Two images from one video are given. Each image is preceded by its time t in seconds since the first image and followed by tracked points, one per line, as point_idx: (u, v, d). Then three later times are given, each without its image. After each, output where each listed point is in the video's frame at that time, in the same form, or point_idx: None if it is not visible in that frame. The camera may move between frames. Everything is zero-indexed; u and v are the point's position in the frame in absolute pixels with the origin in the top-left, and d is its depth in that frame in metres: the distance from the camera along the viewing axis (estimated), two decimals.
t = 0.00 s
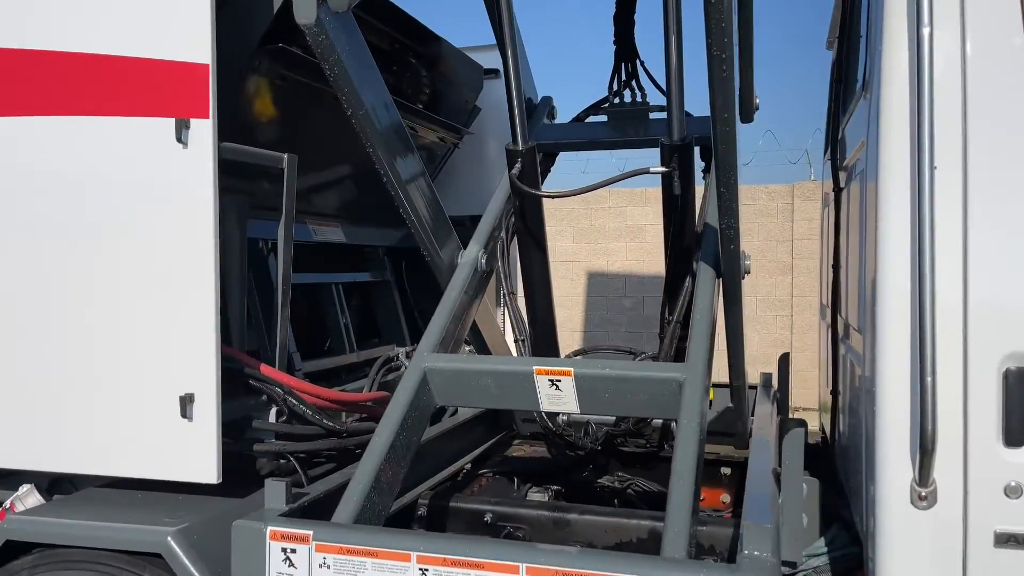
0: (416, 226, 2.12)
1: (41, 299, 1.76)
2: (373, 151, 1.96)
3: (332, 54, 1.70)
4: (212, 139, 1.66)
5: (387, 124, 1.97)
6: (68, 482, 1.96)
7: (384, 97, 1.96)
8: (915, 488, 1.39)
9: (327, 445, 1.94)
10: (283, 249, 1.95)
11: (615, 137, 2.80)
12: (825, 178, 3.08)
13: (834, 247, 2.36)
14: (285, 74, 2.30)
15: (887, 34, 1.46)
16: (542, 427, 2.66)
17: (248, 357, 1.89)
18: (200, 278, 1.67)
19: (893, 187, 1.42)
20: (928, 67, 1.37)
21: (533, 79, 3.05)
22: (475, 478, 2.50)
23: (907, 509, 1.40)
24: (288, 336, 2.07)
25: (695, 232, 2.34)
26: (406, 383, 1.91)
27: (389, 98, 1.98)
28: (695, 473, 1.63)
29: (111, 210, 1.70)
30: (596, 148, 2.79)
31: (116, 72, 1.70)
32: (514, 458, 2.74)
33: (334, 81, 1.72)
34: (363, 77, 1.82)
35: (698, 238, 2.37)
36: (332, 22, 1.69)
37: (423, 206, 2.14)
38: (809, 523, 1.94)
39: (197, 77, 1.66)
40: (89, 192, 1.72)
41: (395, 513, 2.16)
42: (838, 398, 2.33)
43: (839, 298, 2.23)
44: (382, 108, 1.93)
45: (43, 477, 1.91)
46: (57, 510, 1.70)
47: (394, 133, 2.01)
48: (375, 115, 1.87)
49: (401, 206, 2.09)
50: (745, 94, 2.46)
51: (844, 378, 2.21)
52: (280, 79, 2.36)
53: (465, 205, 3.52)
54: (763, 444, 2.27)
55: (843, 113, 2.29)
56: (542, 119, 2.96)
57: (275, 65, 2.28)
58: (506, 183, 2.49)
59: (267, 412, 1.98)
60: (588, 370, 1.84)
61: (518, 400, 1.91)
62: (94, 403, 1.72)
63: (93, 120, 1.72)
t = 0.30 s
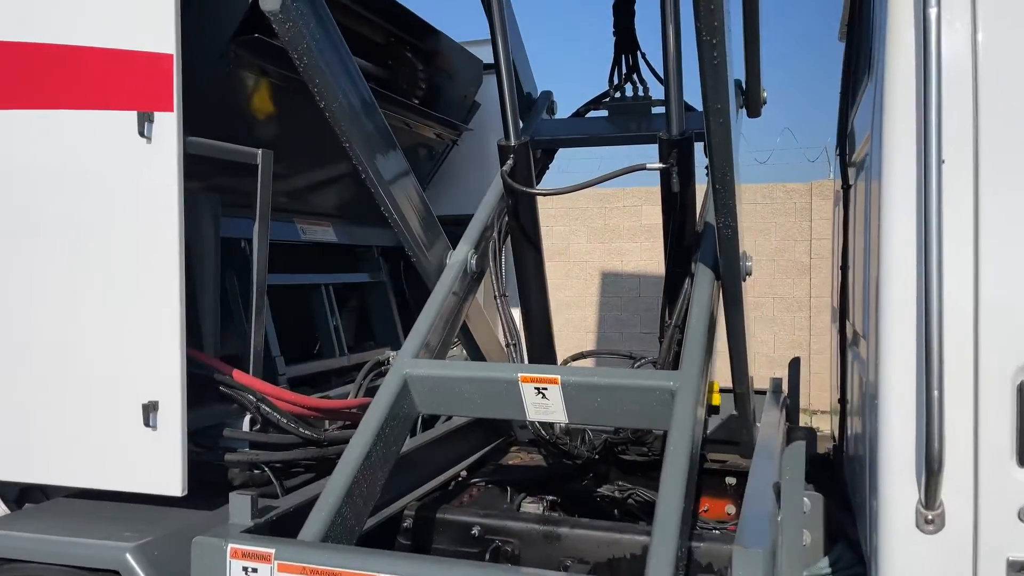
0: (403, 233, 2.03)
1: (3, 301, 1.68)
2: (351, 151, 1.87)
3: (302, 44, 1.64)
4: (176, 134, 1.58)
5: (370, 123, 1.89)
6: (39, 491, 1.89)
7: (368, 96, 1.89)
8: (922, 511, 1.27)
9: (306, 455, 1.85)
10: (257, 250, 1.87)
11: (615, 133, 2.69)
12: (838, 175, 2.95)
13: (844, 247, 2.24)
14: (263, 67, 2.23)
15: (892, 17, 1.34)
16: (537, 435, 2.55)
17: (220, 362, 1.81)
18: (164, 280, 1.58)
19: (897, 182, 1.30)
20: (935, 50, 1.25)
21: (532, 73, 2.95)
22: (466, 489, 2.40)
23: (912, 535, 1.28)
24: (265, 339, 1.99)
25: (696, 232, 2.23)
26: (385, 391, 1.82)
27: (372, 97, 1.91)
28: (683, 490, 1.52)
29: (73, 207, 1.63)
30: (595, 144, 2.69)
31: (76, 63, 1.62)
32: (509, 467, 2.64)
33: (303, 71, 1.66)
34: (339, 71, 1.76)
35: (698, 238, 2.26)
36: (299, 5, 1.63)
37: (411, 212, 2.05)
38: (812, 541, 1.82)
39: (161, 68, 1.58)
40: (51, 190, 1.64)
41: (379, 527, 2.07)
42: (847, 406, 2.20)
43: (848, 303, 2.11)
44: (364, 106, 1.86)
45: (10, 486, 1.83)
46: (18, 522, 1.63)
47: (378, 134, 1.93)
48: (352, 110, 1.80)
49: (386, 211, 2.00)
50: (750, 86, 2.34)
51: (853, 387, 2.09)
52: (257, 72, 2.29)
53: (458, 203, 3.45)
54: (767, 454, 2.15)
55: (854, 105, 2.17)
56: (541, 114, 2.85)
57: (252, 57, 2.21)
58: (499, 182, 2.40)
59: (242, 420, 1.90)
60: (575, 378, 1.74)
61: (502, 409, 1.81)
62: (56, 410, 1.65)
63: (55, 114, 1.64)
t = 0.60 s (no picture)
0: (396, 235, 1.94)
1: None
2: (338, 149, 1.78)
3: (283, 35, 1.56)
4: (152, 130, 1.50)
5: (360, 121, 1.81)
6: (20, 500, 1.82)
7: (358, 92, 1.80)
8: (940, 535, 1.17)
9: (293, 465, 1.77)
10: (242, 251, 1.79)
11: (624, 129, 2.58)
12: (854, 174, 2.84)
13: (861, 249, 2.13)
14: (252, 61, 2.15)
15: None
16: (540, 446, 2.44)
17: (203, 369, 1.74)
18: (142, 283, 1.52)
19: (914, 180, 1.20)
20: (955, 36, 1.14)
21: (537, 68, 2.87)
22: (464, 502, 2.30)
23: (930, 562, 1.18)
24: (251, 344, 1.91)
25: (703, 232, 2.13)
26: (374, 400, 1.73)
27: (363, 95, 1.83)
28: (686, 506, 1.43)
29: (48, 207, 1.56)
30: (603, 141, 2.58)
31: (50, 57, 1.55)
32: (511, 478, 2.54)
33: (285, 63, 1.58)
34: (324, 65, 1.67)
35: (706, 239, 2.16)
36: None
37: (405, 214, 1.96)
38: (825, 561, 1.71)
39: (136, 60, 1.50)
40: (25, 189, 1.58)
41: (372, 540, 1.98)
42: (864, 417, 2.10)
43: (864, 308, 2.01)
44: (353, 103, 1.78)
45: None
46: None
47: (370, 132, 1.85)
48: (339, 106, 1.72)
49: (378, 213, 1.92)
50: (761, 80, 2.25)
51: (870, 395, 1.98)
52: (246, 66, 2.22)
53: (456, 204, 3.38)
54: (778, 465, 2.05)
55: (870, 100, 2.06)
56: (546, 111, 2.76)
57: (241, 52, 2.14)
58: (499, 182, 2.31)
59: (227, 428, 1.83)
60: (573, 387, 1.65)
61: (497, 420, 1.73)
62: (31, 419, 1.59)
63: (29, 110, 1.57)
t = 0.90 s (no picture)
0: (396, 241, 1.85)
1: None
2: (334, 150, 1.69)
3: (272, 28, 1.48)
4: (136, 129, 1.43)
5: (358, 121, 1.72)
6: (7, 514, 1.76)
7: (356, 89, 1.72)
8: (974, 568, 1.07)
9: (286, 479, 1.70)
10: (235, 257, 1.72)
11: (634, 130, 2.48)
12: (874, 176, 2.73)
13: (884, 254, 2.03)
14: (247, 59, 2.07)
15: None
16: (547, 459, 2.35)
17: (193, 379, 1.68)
18: (125, 289, 1.44)
19: (947, 182, 1.10)
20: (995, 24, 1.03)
21: (546, 68, 2.78)
22: (467, 516, 2.21)
23: None
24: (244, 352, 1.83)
25: (717, 237, 2.03)
26: (370, 413, 1.65)
27: (361, 94, 1.74)
28: (698, 527, 1.33)
29: (31, 210, 1.49)
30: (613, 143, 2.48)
31: (32, 54, 1.48)
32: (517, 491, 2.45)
33: (274, 58, 1.50)
34: (318, 61, 1.59)
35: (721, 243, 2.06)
36: None
37: (407, 219, 1.87)
38: None
39: (121, 57, 1.43)
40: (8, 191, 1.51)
41: (368, 558, 1.90)
42: (886, 430, 2.00)
43: (886, 316, 1.91)
44: (350, 101, 1.69)
45: None
46: None
47: (368, 132, 1.76)
48: (334, 103, 1.63)
49: (377, 217, 1.83)
50: (779, 79, 2.15)
51: (893, 408, 1.88)
52: (241, 62, 2.14)
53: (458, 209, 3.38)
54: (796, 481, 1.95)
55: (894, 98, 1.96)
56: (556, 111, 2.68)
57: (234, 48, 2.05)
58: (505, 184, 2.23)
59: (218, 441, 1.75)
60: (579, 400, 1.56)
61: (500, 433, 1.64)
62: (13, 431, 1.52)
63: (11, 109, 1.51)
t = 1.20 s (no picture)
0: (395, 252, 1.76)
1: None
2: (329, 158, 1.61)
3: (261, 28, 1.41)
4: (121, 135, 1.36)
5: (355, 127, 1.64)
6: None
7: (353, 93, 1.64)
8: None
9: (279, 502, 1.62)
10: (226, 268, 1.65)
11: (646, 138, 2.41)
12: (894, 186, 2.64)
13: (906, 266, 1.93)
14: (242, 62, 2.03)
15: None
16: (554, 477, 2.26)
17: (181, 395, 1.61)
18: (106, 303, 1.37)
19: (983, 188, 1.00)
20: None
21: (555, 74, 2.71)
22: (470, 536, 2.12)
23: None
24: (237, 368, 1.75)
25: (731, 248, 1.94)
26: (365, 433, 1.57)
27: (358, 99, 1.66)
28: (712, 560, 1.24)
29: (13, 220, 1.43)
30: (623, 150, 2.42)
31: (13, 55, 1.42)
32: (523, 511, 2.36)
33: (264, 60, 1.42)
34: (310, 64, 1.51)
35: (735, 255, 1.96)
36: None
37: (407, 229, 1.79)
38: None
39: (107, 61, 1.36)
40: None
41: None
42: (910, 450, 1.90)
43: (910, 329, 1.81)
44: (346, 105, 1.61)
45: None
46: None
47: (366, 138, 1.68)
48: (328, 108, 1.56)
49: (376, 228, 1.74)
50: (795, 85, 2.06)
51: (918, 430, 1.78)
52: (236, 66, 2.07)
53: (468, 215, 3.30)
54: (815, 504, 1.86)
55: (917, 104, 1.87)
56: (564, 118, 2.60)
57: (229, 51, 2.01)
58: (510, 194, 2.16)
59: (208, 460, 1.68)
60: (585, 420, 1.47)
61: (501, 455, 1.55)
62: None
63: None
